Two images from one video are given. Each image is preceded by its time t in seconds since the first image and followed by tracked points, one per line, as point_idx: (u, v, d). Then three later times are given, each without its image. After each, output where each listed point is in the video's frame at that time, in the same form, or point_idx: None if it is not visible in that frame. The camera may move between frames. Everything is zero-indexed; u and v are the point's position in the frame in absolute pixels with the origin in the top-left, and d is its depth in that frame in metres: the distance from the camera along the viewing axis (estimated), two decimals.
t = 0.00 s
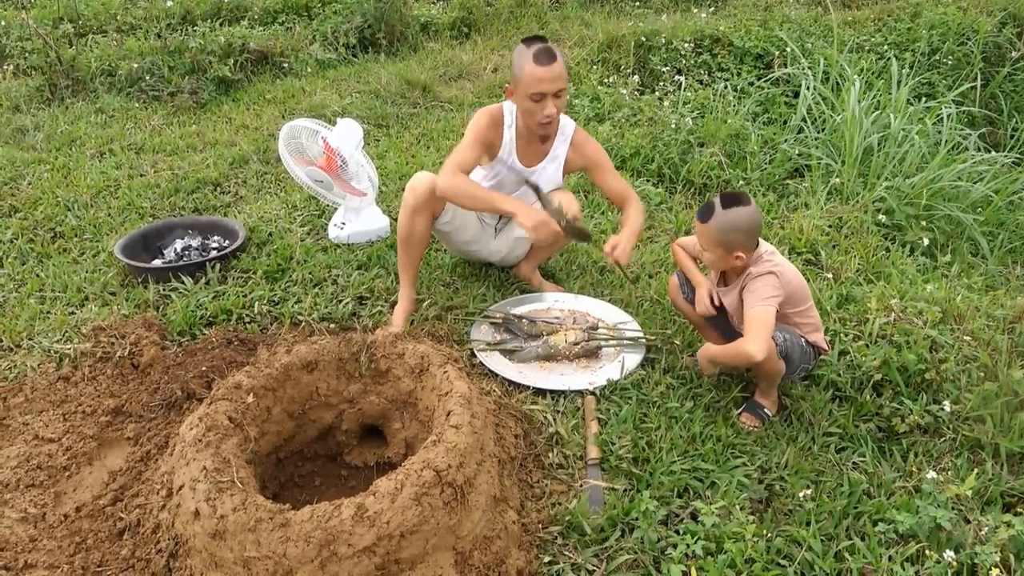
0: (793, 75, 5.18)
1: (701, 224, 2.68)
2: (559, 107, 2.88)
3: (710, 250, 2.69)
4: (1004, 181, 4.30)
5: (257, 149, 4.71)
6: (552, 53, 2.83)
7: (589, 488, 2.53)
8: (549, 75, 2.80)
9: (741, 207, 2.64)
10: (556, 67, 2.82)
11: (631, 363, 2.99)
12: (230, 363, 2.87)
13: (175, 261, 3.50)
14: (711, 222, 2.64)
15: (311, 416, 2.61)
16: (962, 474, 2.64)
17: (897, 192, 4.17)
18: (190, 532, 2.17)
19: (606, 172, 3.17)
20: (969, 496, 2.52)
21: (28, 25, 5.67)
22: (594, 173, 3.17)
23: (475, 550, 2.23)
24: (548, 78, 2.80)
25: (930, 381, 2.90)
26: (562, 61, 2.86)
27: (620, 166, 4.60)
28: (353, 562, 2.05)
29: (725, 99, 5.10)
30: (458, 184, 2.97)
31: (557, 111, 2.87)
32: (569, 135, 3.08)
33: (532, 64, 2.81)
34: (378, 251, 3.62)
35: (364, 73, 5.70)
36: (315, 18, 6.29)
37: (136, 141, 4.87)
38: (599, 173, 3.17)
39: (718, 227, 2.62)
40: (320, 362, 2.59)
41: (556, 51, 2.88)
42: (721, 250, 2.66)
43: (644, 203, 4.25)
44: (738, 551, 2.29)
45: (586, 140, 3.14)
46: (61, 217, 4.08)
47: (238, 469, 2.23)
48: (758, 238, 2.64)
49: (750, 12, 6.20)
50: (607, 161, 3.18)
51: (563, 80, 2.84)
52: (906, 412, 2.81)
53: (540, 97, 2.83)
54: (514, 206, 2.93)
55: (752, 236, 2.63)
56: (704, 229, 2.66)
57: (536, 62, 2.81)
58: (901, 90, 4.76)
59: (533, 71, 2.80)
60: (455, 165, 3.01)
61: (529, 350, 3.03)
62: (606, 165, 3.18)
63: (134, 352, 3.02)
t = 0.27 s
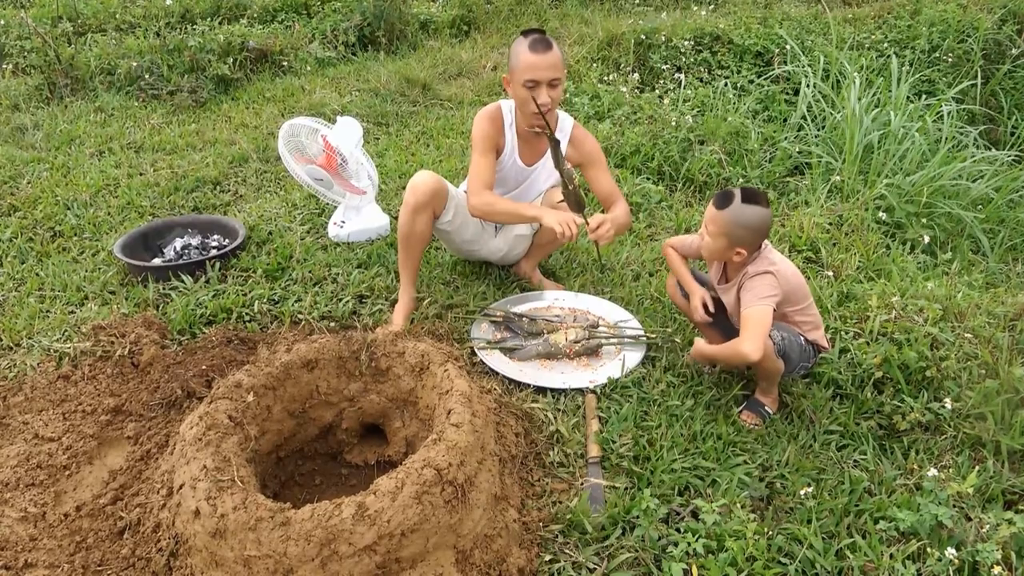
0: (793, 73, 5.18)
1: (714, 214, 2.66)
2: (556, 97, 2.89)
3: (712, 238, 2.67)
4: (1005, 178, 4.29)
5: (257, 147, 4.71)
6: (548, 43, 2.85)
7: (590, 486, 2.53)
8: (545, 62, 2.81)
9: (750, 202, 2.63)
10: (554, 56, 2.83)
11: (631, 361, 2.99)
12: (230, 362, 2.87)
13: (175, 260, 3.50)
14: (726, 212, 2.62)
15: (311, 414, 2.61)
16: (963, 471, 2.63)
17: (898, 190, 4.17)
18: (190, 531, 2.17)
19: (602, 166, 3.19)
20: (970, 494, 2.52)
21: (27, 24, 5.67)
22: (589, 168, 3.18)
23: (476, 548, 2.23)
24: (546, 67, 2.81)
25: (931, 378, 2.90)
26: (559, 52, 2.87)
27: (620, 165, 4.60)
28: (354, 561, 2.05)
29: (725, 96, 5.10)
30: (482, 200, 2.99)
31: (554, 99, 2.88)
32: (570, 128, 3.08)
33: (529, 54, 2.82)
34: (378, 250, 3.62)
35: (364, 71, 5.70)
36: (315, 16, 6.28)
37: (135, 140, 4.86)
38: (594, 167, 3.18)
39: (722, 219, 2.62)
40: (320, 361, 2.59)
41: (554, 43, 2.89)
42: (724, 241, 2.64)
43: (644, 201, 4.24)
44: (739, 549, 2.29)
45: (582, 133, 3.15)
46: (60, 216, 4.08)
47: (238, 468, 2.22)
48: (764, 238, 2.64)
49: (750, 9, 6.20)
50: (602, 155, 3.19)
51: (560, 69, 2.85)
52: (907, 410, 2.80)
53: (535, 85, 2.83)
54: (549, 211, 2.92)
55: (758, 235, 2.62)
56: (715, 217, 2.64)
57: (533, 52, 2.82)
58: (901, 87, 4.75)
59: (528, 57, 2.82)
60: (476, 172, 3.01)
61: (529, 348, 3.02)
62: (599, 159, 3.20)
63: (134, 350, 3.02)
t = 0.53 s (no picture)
0: (792, 71, 5.17)
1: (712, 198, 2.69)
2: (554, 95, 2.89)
3: (714, 226, 2.67)
4: (1004, 176, 4.29)
5: (255, 146, 4.70)
6: (546, 41, 2.85)
7: (589, 485, 2.52)
8: (543, 58, 2.82)
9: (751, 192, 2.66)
10: (552, 53, 2.84)
11: (631, 360, 2.99)
12: (229, 361, 2.86)
13: (173, 259, 3.49)
14: (723, 196, 2.65)
15: (310, 414, 2.60)
16: (962, 470, 2.63)
17: (897, 188, 4.17)
18: (188, 530, 2.16)
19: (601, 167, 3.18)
20: (970, 493, 2.52)
21: (25, 22, 5.66)
22: (588, 169, 3.18)
23: (475, 548, 2.23)
24: (544, 63, 2.82)
25: (930, 377, 2.90)
26: (558, 50, 2.88)
27: (619, 163, 4.60)
28: (353, 561, 2.05)
29: (724, 95, 5.09)
30: (479, 199, 2.98)
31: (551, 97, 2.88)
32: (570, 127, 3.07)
33: (528, 51, 2.83)
34: (377, 248, 3.62)
35: (362, 69, 5.69)
36: (314, 15, 6.27)
37: (133, 138, 4.85)
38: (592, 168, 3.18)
39: (720, 208, 2.64)
40: (318, 360, 2.58)
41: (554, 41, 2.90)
42: (726, 226, 2.64)
43: (643, 200, 4.24)
44: (739, 548, 2.29)
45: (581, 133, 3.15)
46: (58, 215, 4.07)
47: (236, 467, 2.22)
48: (767, 219, 2.68)
49: (749, 8, 6.19)
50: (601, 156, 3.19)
51: (558, 66, 2.86)
52: (906, 409, 2.80)
53: (532, 81, 2.84)
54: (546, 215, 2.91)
55: (760, 216, 2.65)
56: (714, 202, 2.67)
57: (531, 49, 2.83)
58: (900, 86, 4.75)
59: (526, 53, 2.83)
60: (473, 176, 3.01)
61: (528, 347, 3.02)
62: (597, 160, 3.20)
63: (132, 349, 3.01)
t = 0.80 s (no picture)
0: (791, 70, 5.17)
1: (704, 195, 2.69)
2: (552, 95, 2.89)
3: (711, 223, 2.64)
4: (1003, 175, 4.29)
5: (254, 144, 4.70)
6: (545, 40, 2.85)
7: (588, 484, 2.52)
8: (541, 57, 2.81)
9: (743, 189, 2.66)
10: (552, 52, 2.84)
11: (630, 359, 2.99)
12: (228, 360, 2.86)
13: (172, 258, 3.49)
14: (716, 191, 2.65)
15: (309, 412, 2.60)
16: (961, 469, 2.64)
17: (896, 187, 4.17)
18: (188, 529, 2.16)
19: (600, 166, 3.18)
20: (969, 491, 2.52)
21: (23, 21, 5.66)
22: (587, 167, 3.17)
23: (474, 546, 2.23)
24: (544, 63, 2.82)
25: (929, 375, 2.90)
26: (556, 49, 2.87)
27: (619, 162, 4.60)
28: (352, 560, 2.05)
29: (723, 94, 5.09)
30: (476, 200, 2.99)
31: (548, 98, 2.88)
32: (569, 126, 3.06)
33: (526, 51, 2.82)
34: (376, 247, 3.61)
35: (361, 68, 5.69)
36: (312, 13, 6.27)
37: (132, 137, 4.85)
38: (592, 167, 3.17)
39: (716, 203, 2.63)
40: (317, 359, 2.58)
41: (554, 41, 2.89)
42: (724, 220, 2.63)
43: (642, 199, 4.24)
44: (738, 546, 2.29)
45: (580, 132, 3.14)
46: (57, 213, 4.07)
47: (236, 466, 2.22)
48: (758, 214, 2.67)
49: (748, 6, 6.19)
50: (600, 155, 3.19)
51: (556, 65, 2.85)
52: (904, 407, 2.81)
53: (529, 80, 2.84)
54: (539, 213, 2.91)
55: (752, 209, 2.65)
56: (705, 197, 2.67)
57: (529, 50, 2.82)
58: (899, 84, 4.75)
59: (525, 50, 2.83)
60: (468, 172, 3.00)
61: (528, 346, 3.02)
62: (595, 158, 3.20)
63: (132, 348, 3.01)
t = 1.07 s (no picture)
0: (790, 69, 5.18)
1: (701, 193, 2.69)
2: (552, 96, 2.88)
3: (714, 220, 2.64)
4: (1002, 175, 4.30)
5: (254, 141, 4.70)
6: (548, 41, 2.83)
7: (587, 481, 2.53)
8: (542, 58, 2.81)
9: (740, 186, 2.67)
10: (554, 53, 2.83)
11: (629, 357, 2.99)
12: (228, 356, 2.87)
13: (172, 255, 3.49)
14: (717, 189, 2.65)
15: (309, 409, 2.61)
16: (959, 467, 2.64)
17: (895, 186, 4.18)
18: (187, 525, 2.17)
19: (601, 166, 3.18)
20: (966, 489, 2.53)
21: (23, 17, 5.65)
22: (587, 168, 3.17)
23: (473, 543, 2.23)
24: (545, 64, 2.81)
25: (928, 374, 2.91)
26: (559, 50, 2.86)
27: (618, 160, 4.60)
28: (352, 556, 2.05)
29: (723, 92, 5.10)
30: (469, 193, 2.99)
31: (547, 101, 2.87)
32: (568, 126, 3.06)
33: (528, 52, 2.82)
34: (376, 244, 3.62)
35: (361, 65, 5.69)
36: (312, 10, 6.27)
37: (132, 134, 4.85)
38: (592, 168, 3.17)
39: (714, 199, 2.64)
40: (317, 356, 2.59)
41: (558, 42, 2.88)
42: (727, 216, 2.63)
43: (641, 197, 4.25)
44: (736, 544, 2.30)
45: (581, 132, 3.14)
46: (57, 210, 4.07)
47: (236, 462, 2.22)
48: (755, 212, 2.67)
49: (748, 5, 6.19)
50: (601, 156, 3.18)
51: (558, 67, 2.85)
52: (903, 406, 2.81)
53: (529, 80, 2.84)
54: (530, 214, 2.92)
55: (750, 207, 2.66)
56: (705, 193, 2.67)
57: (530, 50, 2.82)
58: (899, 83, 4.75)
59: (527, 49, 2.82)
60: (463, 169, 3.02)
61: (527, 344, 3.03)
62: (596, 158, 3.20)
63: (131, 345, 3.01)
